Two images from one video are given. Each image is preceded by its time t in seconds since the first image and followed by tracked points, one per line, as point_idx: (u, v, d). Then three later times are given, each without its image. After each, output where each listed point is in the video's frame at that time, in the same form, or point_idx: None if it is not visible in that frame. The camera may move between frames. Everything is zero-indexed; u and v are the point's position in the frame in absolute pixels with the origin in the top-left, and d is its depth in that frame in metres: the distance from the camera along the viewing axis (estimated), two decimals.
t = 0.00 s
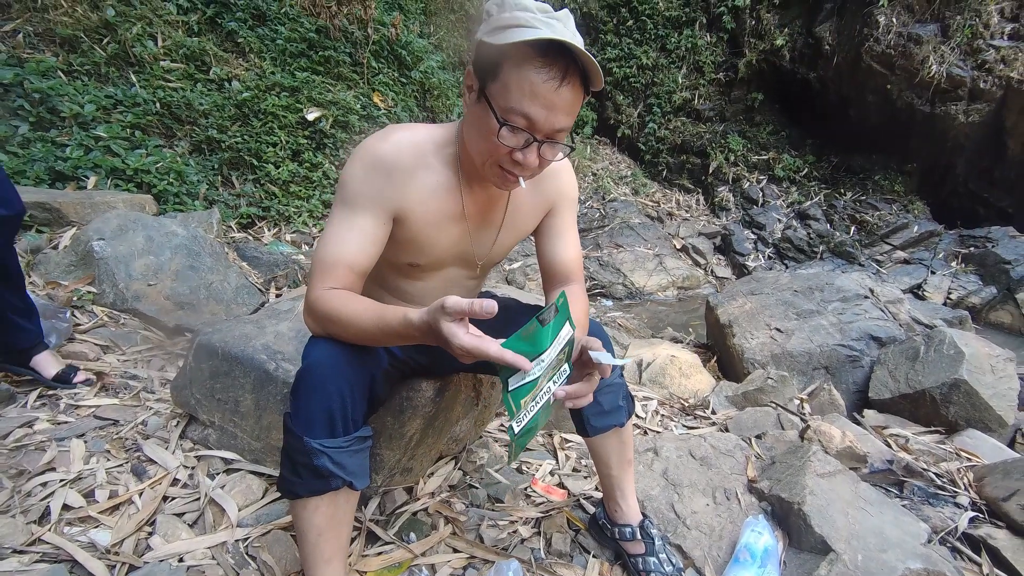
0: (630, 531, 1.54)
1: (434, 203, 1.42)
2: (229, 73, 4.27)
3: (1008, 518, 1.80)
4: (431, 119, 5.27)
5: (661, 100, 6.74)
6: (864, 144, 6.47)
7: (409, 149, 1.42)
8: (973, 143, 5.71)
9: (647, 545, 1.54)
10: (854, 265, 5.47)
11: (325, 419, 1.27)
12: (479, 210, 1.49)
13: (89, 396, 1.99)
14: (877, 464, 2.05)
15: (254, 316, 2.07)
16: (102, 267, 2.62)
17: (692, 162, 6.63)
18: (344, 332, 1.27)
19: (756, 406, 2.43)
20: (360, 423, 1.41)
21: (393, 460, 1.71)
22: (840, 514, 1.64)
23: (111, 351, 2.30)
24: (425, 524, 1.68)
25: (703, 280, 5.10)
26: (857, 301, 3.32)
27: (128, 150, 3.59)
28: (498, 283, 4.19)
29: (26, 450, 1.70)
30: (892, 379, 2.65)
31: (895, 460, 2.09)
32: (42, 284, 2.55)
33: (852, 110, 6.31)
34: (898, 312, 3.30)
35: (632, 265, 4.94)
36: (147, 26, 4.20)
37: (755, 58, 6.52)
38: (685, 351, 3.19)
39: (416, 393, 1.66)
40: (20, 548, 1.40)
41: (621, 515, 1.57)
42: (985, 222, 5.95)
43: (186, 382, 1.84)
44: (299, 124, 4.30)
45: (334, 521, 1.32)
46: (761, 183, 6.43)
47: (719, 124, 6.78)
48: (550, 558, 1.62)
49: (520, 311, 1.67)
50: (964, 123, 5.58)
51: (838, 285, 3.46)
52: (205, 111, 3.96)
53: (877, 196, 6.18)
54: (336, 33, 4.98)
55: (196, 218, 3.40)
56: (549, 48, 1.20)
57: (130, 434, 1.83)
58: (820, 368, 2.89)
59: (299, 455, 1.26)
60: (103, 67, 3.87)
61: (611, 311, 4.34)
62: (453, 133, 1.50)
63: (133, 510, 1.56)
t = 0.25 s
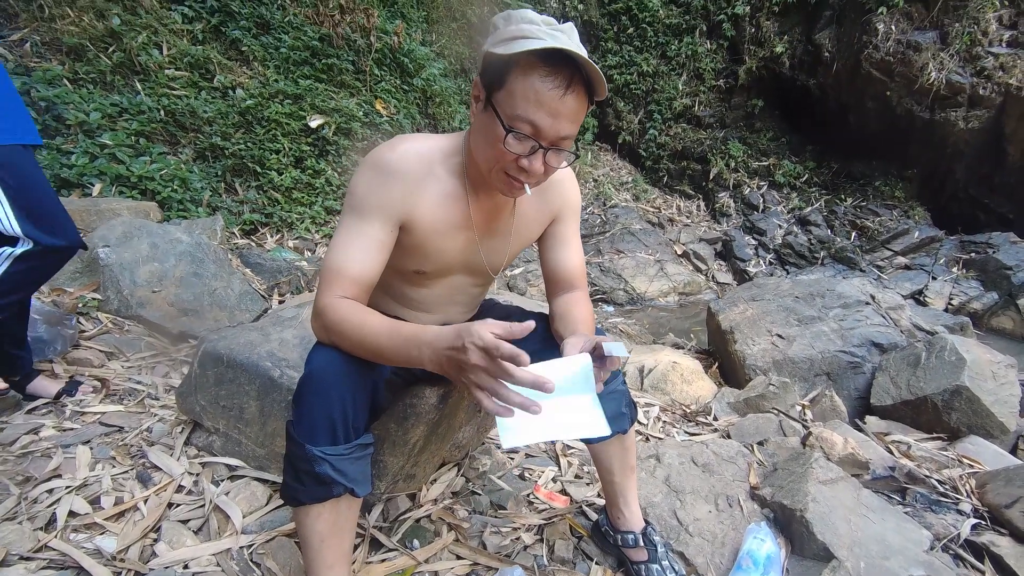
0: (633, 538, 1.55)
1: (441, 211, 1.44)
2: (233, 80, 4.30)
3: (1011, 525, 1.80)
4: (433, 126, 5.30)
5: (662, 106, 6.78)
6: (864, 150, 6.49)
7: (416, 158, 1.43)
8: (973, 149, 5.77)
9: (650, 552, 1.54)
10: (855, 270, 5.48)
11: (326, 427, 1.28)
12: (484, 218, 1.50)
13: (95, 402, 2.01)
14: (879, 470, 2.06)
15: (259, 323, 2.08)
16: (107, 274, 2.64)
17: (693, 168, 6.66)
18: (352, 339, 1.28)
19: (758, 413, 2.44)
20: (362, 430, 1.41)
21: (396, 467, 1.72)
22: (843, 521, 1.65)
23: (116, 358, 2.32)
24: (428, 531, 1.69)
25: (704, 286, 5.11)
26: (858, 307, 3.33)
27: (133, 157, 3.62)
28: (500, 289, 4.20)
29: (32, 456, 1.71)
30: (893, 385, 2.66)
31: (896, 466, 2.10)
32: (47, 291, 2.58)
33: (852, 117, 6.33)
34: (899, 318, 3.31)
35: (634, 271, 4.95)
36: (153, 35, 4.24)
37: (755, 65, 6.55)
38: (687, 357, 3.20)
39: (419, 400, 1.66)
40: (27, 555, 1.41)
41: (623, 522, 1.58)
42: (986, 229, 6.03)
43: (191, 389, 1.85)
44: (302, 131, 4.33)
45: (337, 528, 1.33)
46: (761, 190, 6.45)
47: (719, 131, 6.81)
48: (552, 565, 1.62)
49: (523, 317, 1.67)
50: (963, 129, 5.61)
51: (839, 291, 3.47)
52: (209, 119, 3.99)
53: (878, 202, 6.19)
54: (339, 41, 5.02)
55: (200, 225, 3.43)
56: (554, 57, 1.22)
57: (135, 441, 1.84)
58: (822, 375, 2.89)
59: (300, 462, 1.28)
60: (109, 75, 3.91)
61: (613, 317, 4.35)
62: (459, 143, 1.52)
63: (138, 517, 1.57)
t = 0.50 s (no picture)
0: (630, 542, 1.56)
1: (444, 216, 1.45)
2: (234, 83, 4.31)
3: (1005, 530, 1.81)
4: (433, 130, 5.30)
5: (661, 111, 6.78)
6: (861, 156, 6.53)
7: (420, 164, 1.45)
8: (969, 155, 5.82)
9: (648, 556, 1.55)
10: (852, 275, 5.50)
11: (328, 431, 1.29)
12: (487, 224, 1.52)
13: (94, 405, 2.01)
14: (875, 475, 2.07)
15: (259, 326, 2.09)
16: (107, 277, 2.65)
17: (692, 173, 6.68)
18: (357, 343, 1.29)
19: (755, 417, 2.45)
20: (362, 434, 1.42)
21: (396, 471, 1.72)
22: (838, 526, 1.66)
23: (115, 360, 2.32)
24: (426, 534, 1.70)
25: (703, 290, 5.13)
26: (854, 312, 3.35)
27: (133, 159, 3.62)
28: (499, 293, 4.21)
29: (32, 459, 1.72)
30: (890, 391, 2.67)
31: (892, 471, 2.11)
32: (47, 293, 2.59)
33: (850, 122, 6.36)
34: (895, 323, 3.33)
35: (632, 275, 4.97)
36: (154, 37, 4.24)
37: (754, 71, 6.59)
38: (685, 361, 3.21)
39: (419, 403, 1.66)
40: (27, 558, 1.42)
41: (621, 526, 1.58)
42: (983, 233, 6.16)
43: (191, 391, 1.86)
44: (302, 134, 4.34)
45: (337, 531, 1.33)
46: (759, 194, 6.47)
47: (718, 135, 6.84)
48: (550, 569, 1.63)
49: (523, 323, 1.69)
50: (960, 135, 5.66)
51: (836, 296, 3.49)
52: (209, 122, 4.00)
53: (875, 207, 6.22)
54: (340, 45, 5.03)
55: (200, 227, 3.44)
56: (556, 61, 1.24)
57: (135, 444, 1.85)
58: (819, 379, 2.91)
59: (302, 466, 1.28)
60: (109, 77, 3.92)
61: (611, 320, 4.36)
62: (462, 149, 1.54)
63: (138, 520, 1.57)
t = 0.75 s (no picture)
0: (623, 547, 1.57)
1: (436, 224, 1.45)
2: (225, 86, 4.29)
3: (990, 532, 1.83)
4: (426, 134, 5.31)
5: (652, 116, 6.84)
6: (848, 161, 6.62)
7: (411, 172, 1.45)
8: (954, 162, 5.90)
9: (639, 561, 1.56)
10: (841, 279, 5.56)
11: (319, 439, 1.29)
12: (478, 231, 1.52)
13: (82, 412, 1.99)
14: (864, 478, 2.09)
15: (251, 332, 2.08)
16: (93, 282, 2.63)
17: (683, 177, 6.72)
18: (348, 351, 1.29)
19: (746, 421, 2.47)
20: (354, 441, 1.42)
21: (388, 478, 1.72)
22: (827, 529, 1.68)
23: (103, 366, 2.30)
24: (419, 541, 1.69)
25: (694, 294, 5.16)
26: (843, 317, 3.39)
27: (122, 163, 3.60)
28: (491, 297, 4.22)
29: (19, 468, 1.70)
30: (878, 394, 2.70)
31: (881, 474, 2.14)
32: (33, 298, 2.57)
33: (838, 129, 6.43)
34: (883, 327, 3.37)
35: (624, 279, 4.99)
36: (144, 40, 4.22)
37: (744, 77, 6.67)
38: (676, 365, 3.23)
39: (412, 409, 1.67)
40: (12, 569, 1.40)
41: (613, 531, 1.59)
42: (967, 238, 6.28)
43: (181, 398, 1.85)
44: (294, 137, 4.33)
45: (329, 539, 1.33)
46: (750, 199, 6.53)
47: (708, 141, 6.89)
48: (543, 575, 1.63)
49: (516, 328, 1.69)
50: (944, 142, 5.75)
51: (825, 301, 3.53)
52: (200, 125, 3.98)
53: (862, 212, 6.30)
54: (332, 49, 5.02)
55: (190, 231, 3.41)
56: (548, 73, 1.25)
57: (123, 452, 1.83)
58: (808, 383, 2.93)
59: (293, 474, 1.28)
60: (99, 80, 3.90)
61: (603, 324, 4.38)
62: (453, 157, 1.54)
63: (126, 529, 1.56)
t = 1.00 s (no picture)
0: (620, 555, 1.56)
1: (434, 233, 1.46)
2: (223, 93, 4.30)
3: (985, 540, 1.84)
4: (424, 141, 5.31)
5: (648, 124, 6.86)
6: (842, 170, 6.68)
7: (411, 182, 1.46)
8: (946, 171, 6.01)
9: (637, 569, 1.56)
10: (836, 286, 5.59)
11: (316, 448, 1.28)
12: (476, 241, 1.53)
13: (77, 419, 1.99)
14: (860, 486, 2.10)
15: (249, 339, 2.08)
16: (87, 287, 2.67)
17: (679, 185, 6.76)
18: (346, 359, 1.29)
19: (743, 428, 2.48)
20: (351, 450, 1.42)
21: (385, 486, 1.72)
22: (823, 538, 1.68)
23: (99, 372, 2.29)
24: (415, 549, 1.69)
25: (690, 300, 5.18)
26: (839, 324, 3.40)
27: (120, 168, 3.61)
28: (488, 304, 4.22)
29: (13, 476, 1.69)
30: (873, 402, 2.71)
31: (876, 482, 2.14)
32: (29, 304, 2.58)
33: (832, 138, 6.49)
34: (878, 335, 3.39)
35: (621, 285, 5.00)
36: (143, 47, 4.23)
37: (739, 86, 6.70)
38: (673, 373, 3.23)
39: (409, 417, 1.67)
40: None
41: (610, 539, 1.59)
42: (961, 246, 6.37)
43: (178, 405, 1.84)
44: (292, 144, 4.34)
45: (325, 548, 1.33)
46: (745, 207, 6.56)
47: (704, 148, 6.93)
48: None
49: (513, 336, 1.69)
50: (936, 152, 5.83)
51: (821, 308, 3.54)
52: (198, 131, 3.99)
53: (857, 220, 6.34)
54: (331, 56, 5.04)
55: (187, 237, 3.41)
56: (549, 89, 1.26)
57: (119, 459, 1.82)
58: (804, 391, 2.94)
59: (289, 483, 1.28)
60: (97, 86, 3.93)
61: (600, 331, 4.38)
62: (452, 167, 1.55)
63: (121, 538, 1.55)
